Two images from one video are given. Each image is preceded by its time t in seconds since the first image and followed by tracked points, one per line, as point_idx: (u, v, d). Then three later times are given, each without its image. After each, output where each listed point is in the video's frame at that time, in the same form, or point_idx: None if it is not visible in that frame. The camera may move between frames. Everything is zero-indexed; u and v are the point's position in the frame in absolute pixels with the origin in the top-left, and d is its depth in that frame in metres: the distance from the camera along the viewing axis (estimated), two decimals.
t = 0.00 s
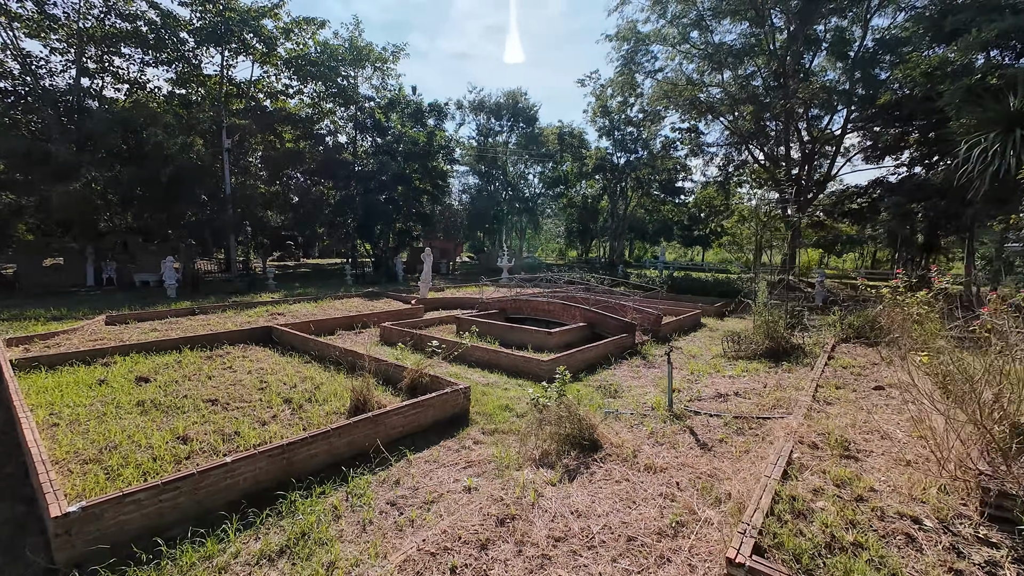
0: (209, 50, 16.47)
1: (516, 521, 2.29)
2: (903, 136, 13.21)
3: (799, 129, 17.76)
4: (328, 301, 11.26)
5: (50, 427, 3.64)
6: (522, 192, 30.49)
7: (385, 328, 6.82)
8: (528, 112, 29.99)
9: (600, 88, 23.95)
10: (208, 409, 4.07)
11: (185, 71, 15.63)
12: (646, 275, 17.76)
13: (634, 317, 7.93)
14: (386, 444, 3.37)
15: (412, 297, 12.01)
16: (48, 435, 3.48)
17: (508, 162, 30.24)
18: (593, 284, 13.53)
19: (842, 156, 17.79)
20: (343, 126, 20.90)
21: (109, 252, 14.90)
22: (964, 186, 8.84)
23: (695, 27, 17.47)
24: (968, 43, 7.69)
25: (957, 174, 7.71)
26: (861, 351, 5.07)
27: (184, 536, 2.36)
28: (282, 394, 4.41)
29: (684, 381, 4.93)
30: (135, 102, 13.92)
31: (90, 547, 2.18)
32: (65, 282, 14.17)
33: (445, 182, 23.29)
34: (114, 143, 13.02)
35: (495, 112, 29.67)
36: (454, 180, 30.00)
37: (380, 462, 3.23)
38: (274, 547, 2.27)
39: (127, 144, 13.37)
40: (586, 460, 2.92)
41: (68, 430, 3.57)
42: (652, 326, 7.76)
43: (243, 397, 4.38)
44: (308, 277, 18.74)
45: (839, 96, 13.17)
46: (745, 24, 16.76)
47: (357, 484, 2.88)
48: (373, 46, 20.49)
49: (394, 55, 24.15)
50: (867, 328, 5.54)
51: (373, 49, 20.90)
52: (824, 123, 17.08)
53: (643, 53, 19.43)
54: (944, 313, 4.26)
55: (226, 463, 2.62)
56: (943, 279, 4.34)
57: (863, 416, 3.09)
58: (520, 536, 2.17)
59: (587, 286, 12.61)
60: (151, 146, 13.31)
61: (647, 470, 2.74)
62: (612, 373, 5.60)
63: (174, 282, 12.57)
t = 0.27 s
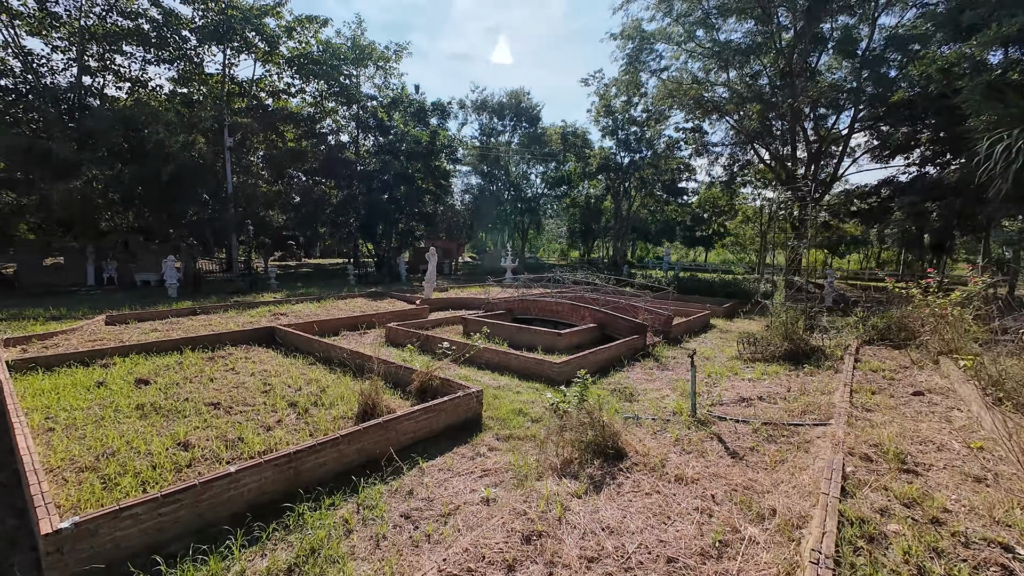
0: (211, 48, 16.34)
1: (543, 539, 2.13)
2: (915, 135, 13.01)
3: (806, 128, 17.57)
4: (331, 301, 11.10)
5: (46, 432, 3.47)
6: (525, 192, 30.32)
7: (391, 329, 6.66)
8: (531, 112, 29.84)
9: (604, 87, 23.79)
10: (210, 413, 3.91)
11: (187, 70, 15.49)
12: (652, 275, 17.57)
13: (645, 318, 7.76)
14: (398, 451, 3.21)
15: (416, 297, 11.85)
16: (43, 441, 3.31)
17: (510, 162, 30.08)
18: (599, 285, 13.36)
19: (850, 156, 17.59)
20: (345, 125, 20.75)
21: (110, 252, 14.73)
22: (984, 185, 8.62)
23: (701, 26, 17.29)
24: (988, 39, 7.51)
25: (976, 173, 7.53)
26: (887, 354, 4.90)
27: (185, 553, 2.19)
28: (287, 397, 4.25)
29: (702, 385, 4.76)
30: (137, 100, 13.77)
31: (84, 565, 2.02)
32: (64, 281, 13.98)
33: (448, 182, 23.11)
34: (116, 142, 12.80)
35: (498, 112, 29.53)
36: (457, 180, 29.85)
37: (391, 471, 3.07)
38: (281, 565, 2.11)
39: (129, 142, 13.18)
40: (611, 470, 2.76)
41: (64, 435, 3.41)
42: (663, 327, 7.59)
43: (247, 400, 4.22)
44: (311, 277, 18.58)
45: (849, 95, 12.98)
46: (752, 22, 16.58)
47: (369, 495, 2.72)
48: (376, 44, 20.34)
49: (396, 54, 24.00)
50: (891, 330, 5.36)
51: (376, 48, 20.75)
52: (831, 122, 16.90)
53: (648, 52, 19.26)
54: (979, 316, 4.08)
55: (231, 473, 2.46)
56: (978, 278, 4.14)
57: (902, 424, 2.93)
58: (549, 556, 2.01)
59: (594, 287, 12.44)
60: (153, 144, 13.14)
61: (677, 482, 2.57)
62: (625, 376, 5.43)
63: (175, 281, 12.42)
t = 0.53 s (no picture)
0: (216, 48, 16.28)
1: (576, 564, 1.99)
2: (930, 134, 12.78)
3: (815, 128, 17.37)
4: (336, 302, 10.99)
5: (48, 440, 3.35)
6: (529, 193, 30.17)
7: (399, 332, 6.53)
8: (536, 112, 29.70)
9: (610, 87, 23.64)
10: (218, 420, 3.79)
11: (192, 70, 15.43)
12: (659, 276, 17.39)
13: (657, 321, 7.60)
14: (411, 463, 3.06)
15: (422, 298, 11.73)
16: (45, 450, 3.19)
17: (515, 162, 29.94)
18: (607, 286, 13.19)
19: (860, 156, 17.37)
20: (350, 126, 20.67)
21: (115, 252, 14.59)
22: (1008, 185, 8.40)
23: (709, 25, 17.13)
24: (1010, 36, 7.32)
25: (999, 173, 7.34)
26: (917, 361, 4.72)
27: (193, 575, 2.06)
28: (295, 403, 4.12)
29: (724, 391, 4.61)
30: (142, 100, 13.72)
31: None
32: (69, 282, 13.85)
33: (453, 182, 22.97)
34: (121, 142, 12.77)
35: (502, 112, 29.41)
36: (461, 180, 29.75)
37: (406, 484, 2.93)
38: None
39: (134, 142, 13.11)
40: (640, 485, 2.61)
41: (67, 443, 3.29)
42: (676, 330, 7.44)
43: (255, 407, 4.09)
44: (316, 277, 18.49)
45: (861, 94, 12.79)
46: (760, 21, 16.40)
47: (385, 511, 2.58)
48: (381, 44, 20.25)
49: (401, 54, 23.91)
50: (921, 335, 5.17)
51: (381, 48, 20.66)
52: (841, 122, 16.70)
53: (655, 52, 19.10)
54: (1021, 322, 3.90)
55: (240, 489, 2.33)
56: (1017, 281, 3.96)
57: (947, 437, 2.77)
58: None
59: (602, 288, 12.27)
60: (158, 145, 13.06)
61: (712, 499, 2.43)
62: (642, 381, 5.28)
63: (180, 282, 12.31)
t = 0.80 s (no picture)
0: (223, 48, 16.26)
1: None
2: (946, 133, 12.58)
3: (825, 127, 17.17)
4: (344, 302, 10.93)
5: (60, 444, 3.28)
6: (535, 193, 30.06)
7: (411, 333, 6.45)
8: (541, 112, 29.60)
9: (616, 87, 23.50)
10: (231, 423, 3.71)
11: (198, 70, 15.41)
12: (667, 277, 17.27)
13: (671, 322, 7.49)
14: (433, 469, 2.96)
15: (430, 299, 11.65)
16: (57, 454, 3.12)
17: (520, 162, 29.84)
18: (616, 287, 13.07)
19: (872, 155, 17.16)
20: (356, 125, 20.64)
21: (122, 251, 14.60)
22: None
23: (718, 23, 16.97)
24: None
25: None
26: (946, 365, 4.58)
27: None
28: (310, 406, 4.04)
29: (746, 395, 4.50)
30: (150, 99, 13.71)
31: None
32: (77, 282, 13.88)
33: (459, 181, 22.89)
34: (129, 142, 12.76)
35: (508, 112, 29.32)
36: (466, 180, 29.69)
37: (427, 491, 2.84)
38: None
39: (142, 142, 13.11)
40: (674, 494, 2.51)
41: (80, 447, 3.22)
42: (690, 332, 7.33)
43: (269, 409, 4.00)
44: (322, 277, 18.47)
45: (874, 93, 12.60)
46: (770, 19, 16.23)
47: (408, 521, 2.48)
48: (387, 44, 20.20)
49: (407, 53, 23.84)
50: (948, 338, 5.04)
51: (387, 48, 20.61)
52: (852, 121, 16.51)
53: (663, 51, 18.96)
54: None
55: (262, 498, 2.24)
56: None
57: (994, 445, 2.65)
58: None
59: (611, 289, 12.17)
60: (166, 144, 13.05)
61: (752, 510, 2.32)
62: (660, 384, 5.18)
63: (188, 282, 12.29)
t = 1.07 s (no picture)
0: (230, 48, 16.25)
1: None
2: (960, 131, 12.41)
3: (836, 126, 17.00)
4: (353, 303, 10.90)
5: (80, 447, 3.24)
6: (540, 193, 29.97)
7: (424, 334, 6.39)
8: (547, 111, 29.48)
9: (623, 86, 23.36)
10: (250, 425, 3.66)
11: (205, 70, 15.37)
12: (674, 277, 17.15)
13: (685, 323, 7.40)
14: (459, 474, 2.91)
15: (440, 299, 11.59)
16: (78, 457, 3.09)
17: (525, 162, 29.74)
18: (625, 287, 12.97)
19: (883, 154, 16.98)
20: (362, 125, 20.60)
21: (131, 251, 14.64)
22: None
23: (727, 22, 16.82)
24: None
25: None
26: (974, 368, 4.49)
27: None
28: (328, 409, 3.99)
29: (769, 398, 4.43)
30: (158, 99, 13.72)
31: None
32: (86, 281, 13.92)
33: (465, 181, 22.83)
34: (138, 142, 12.78)
35: (513, 111, 29.23)
36: (471, 180, 29.63)
37: (455, 497, 2.78)
38: None
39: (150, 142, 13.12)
40: (711, 502, 2.45)
41: (100, 450, 3.19)
42: (705, 333, 7.26)
43: (287, 412, 3.96)
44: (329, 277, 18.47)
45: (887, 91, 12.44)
46: (780, 18, 16.08)
47: (438, 528, 2.42)
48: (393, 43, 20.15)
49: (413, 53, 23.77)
50: (974, 341, 4.94)
51: (393, 47, 20.56)
52: (863, 120, 16.33)
53: (671, 49, 18.82)
54: None
55: (292, 504, 2.20)
56: None
57: None
58: None
59: (621, 289, 12.07)
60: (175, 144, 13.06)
61: (794, 519, 2.25)
62: (679, 386, 5.11)
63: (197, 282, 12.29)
